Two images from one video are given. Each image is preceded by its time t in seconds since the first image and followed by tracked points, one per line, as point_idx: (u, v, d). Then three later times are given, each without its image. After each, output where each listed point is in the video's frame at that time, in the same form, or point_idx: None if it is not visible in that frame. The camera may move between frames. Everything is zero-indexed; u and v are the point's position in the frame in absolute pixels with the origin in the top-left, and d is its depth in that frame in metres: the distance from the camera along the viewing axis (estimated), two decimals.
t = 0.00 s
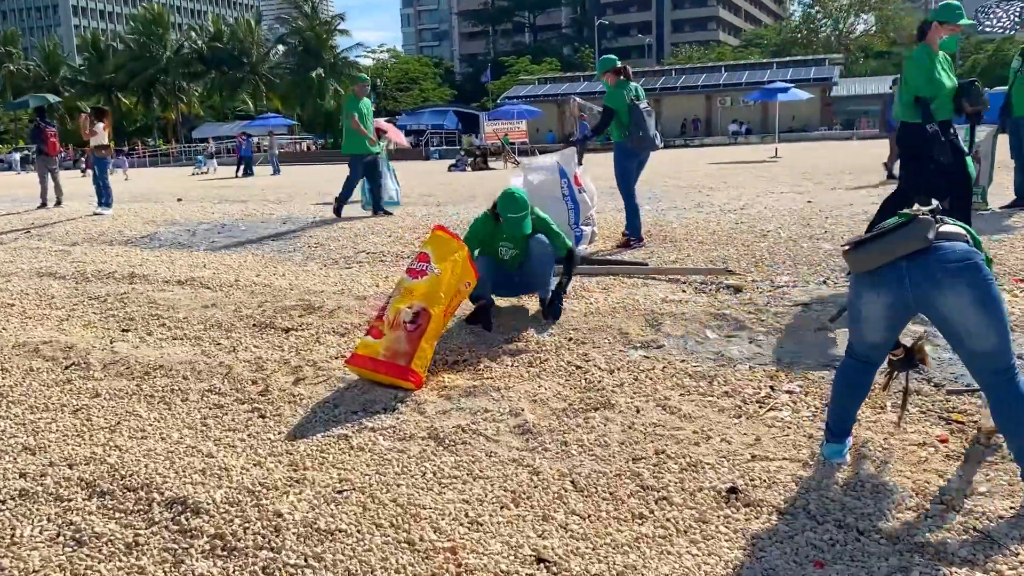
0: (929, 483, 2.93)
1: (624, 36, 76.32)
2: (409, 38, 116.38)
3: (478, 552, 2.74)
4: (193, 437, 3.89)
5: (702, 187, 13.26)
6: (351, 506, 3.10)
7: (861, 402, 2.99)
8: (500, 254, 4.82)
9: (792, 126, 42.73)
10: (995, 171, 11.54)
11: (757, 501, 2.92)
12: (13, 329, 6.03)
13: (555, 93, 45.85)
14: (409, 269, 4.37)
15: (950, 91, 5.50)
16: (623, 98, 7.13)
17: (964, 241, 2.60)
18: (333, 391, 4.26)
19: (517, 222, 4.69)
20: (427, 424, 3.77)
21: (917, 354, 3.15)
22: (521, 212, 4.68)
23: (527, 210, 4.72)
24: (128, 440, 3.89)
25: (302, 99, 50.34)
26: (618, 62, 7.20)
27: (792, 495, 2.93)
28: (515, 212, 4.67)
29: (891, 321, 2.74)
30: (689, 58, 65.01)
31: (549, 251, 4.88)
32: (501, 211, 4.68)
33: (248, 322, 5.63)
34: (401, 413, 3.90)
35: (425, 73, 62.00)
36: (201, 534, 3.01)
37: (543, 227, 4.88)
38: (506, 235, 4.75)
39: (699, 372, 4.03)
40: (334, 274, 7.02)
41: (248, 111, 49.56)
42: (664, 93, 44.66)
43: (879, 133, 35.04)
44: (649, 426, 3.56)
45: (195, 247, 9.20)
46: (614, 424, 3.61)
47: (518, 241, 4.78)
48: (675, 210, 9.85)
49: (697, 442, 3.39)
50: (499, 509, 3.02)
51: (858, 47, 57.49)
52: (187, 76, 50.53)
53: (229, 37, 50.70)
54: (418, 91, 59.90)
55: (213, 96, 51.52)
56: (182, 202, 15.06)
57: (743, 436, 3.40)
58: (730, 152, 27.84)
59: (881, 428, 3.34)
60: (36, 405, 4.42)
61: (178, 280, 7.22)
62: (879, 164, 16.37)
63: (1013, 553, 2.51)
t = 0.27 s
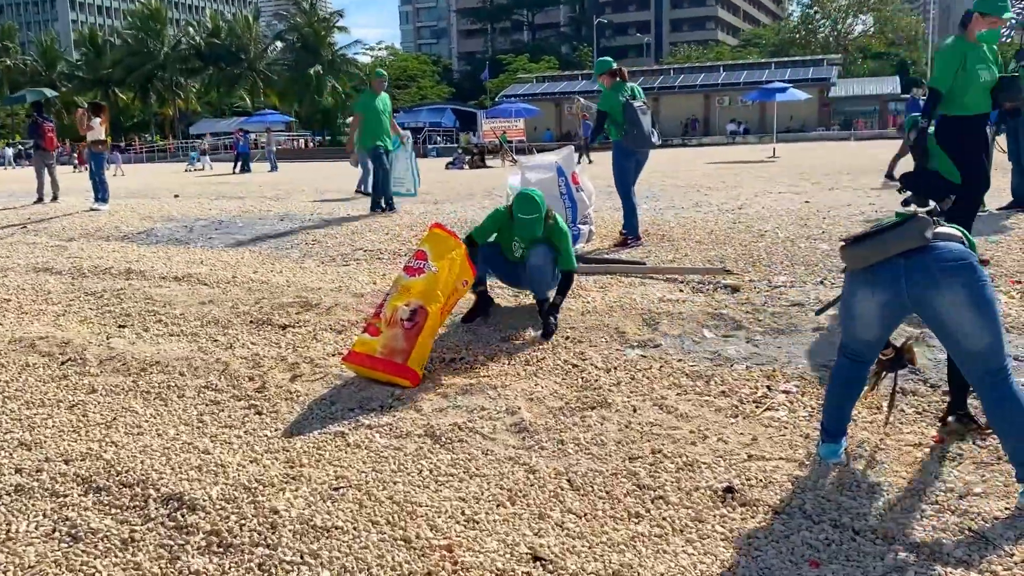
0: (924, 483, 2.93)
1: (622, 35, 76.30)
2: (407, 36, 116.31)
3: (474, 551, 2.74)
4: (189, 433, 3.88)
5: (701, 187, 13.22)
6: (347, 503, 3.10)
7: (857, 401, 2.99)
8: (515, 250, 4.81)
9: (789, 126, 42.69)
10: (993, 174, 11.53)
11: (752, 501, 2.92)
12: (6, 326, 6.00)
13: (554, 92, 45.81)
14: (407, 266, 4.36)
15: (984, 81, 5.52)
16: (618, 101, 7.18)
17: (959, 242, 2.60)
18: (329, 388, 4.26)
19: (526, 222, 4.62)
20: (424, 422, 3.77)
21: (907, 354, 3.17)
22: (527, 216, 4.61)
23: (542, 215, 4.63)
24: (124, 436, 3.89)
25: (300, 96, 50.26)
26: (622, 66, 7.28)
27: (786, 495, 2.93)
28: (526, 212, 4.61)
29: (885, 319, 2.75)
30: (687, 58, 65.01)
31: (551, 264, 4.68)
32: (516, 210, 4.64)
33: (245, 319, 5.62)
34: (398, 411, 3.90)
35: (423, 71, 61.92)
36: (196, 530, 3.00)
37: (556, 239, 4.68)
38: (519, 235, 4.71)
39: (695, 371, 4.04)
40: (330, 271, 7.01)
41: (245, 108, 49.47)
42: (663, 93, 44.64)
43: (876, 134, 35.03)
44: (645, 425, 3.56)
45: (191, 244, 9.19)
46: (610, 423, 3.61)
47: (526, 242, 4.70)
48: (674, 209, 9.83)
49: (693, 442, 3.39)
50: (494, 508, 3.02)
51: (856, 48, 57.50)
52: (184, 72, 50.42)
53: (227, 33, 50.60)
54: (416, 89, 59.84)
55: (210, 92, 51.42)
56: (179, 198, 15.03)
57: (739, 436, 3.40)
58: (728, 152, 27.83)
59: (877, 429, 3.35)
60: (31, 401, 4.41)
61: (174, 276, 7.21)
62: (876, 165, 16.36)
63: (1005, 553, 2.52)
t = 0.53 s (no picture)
0: (918, 483, 2.95)
1: (623, 36, 76.25)
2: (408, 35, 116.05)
3: (469, 549, 2.75)
4: (184, 430, 3.88)
5: (700, 188, 13.25)
6: (344, 500, 3.10)
7: (850, 403, 2.99)
8: (521, 255, 4.77)
9: (789, 127, 42.62)
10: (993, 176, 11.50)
11: (747, 501, 2.93)
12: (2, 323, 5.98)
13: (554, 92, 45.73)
14: (405, 264, 4.37)
15: None
16: (613, 106, 7.18)
17: (955, 242, 2.61)
18: (326, 386, 4.27)
19: (526, 226, 4.57)
20: (421, 420, 3.77)
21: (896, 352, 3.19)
22: (527, 220, 4.56)
23: (543, 215, 4.58)
24: (121, 432, 3.89)
25: (300, 94, 50.23)
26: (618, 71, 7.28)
27: (781, 496, 2.93)
28: (526, 216, 4.56)
29: (881, 319, 2.75)
30: (688, 58, 64.96)
31: (554, 267, 4.63)
32: (516, 214, 4.58)
33: (243, 317, 5.61)
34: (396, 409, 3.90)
35: (424, 70, 61.88)
36: (192, 527, 3.00)
37: (558, 242, 4.63)
38: (525, 240, 4.66)
39: (693, 372, 4.04)
40: (329, 269, 7.01)
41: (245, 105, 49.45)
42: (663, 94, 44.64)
43: (876, 135, 34.98)
44: (642, 425, 3.56)
45: (190, 241, 9.19)
46: (607, 423, 3.61)
47: (530, 245, 4.66)
48: (671, 210, 9.86)
49: (687, 443, 3.40)
50: (490, 506, 3.02)
51: (857, 50, 57.49)
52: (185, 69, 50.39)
53: (227, 31, 50.59)
54: (416, 88, 59.79)
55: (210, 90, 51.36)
56: (179, 196, 15.02)
57: (736, 436, 3.40)
58: (728, 152, 27.81)
59: (871, 429, 3.37)
60: (29, 396, 4.41)
61: (173, 273, 7.21)
62: (875, 166, 16.34)
63: (1000, 554, 2.52)
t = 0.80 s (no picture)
0: (914, 486, 2.96)
1: (624, 37, 76.23)
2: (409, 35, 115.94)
3: (467, 548, 2.75)
4: (182, 428, 3.89)
5: (700, 191, 13.26)
6: (341, 500, 3.11)
7: (847, 405, 3.01)
8: (521, 257, 4.76)
9: (789, 131, 42.63)
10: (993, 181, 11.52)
11: (744, 502, 2.93)
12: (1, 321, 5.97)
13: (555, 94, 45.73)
14: (404, 265, 4.38)
15: None
16: (610, 108, 7.25)
17: (954, 244, 2.61)
18: (325, 385, 4.28)
19: (523, 230, 4.53)
20: (419, 420, 3.78)
21: (892, 355, 3.21)
22: (521, 222, 4.52)
23: (538, 218, 4.54)
24: (119, 431, 3.89)
25: (301, 94, 50.22)
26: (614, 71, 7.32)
27: (778, 497, 2.94)
28: (523, 220, 4.52)
29: (878, 320, 2.75)
30: (689, 61, 64.98)
31: (555, 267, 4.67)
32: (511, 219, 4.54)
33: (242, 316, 5.61)
34: (394, 409, 3.91)
35: (425, 71, 61.86)
36: (190, 525, 3.01)
37: (556, 241, 4.64)
38: (523, 243, 4.63)
39: (691, 374, 4.06)
40: (328, 270, 7.01)
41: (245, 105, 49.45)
42: (663, 96, 44.64)
43: (876, 139, 34.98)
44: (640, 426, 3.57)
45: (189, 240, 9.18)
46: (604, 424, 3.62)
47: (529, 247, 4.64)
48: (672, 213, 9.87)
49: (685, 444, 3.41)
50: (487, 506, 3.03)
51: (857, 54, 57.52)
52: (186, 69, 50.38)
53: (228, 31, 50.60)
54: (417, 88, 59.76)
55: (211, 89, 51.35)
56: (179, 195, 15.01)
57: (734, 438, 3.41)
58: (729, 155, 27.78)
59: (869, 432, 3.38)
60: (27, 395, 4.41)
61: (172, 272, 7.21)
62: (876, 170, 16.34)
63: (997, 557, 2.53)
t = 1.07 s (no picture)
0: (911, 490, 2.96)
1: (624, 41, 76.29)
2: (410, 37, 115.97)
3: (465, 551, 2.75)
4: (181, 429, 3.89)
5: (699, 194, 13.27)
6: (340, 501, 3.11)
7: (846, 409, 3.00)
8: (520, 260, 4.75)
9: (789, 135, 42.64)
10: (993, 186, 11.52)
11: (742, 505, 2.94)
12: None
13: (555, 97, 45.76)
14: (404, 267, 4.38)
15: None
16: (604, 111, 7.25)
17: (953, 246, 2.62)
18: (324, 387, 4.28)
19: (522, 232, 4.54)
20: (417, 423, 3.77)
21: (887, 358, 3.22)
22: (519, 226, 4.54)
23: (537, 220, 4.55)
24: (119, 431, 3.89)
25: (301, 95, 50.23)
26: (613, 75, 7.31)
27: (775, 501, 2.94)
28: (522, 222, 4.53)
29: (879, 322, 2.75)
30: (690, 65, 65.01)
31: (553, 270, 4.64)
32: (510, 221, 4.55)
33: (241, 317, 5.62)
34: (392, 411, 3.91)
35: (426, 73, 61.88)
36: (189, 526, 3.01)
37: (554, 244, 4.64)
38: (522, 246, 4.64)
39: (690, 377, 4.06)
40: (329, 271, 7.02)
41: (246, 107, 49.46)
42: (663, 99, 44.66)
43: (876, 144, 34.99)
44: (639, 429, 3.57)
45: (189, 241, 9.18)
46: (603, 427, 3.62)
47: (528, 249, 4.64)
48: (671, 216, 9.89)
49: (683, 447, 3.41)
50: (485, 508, 3.03)
51: (858, 58, 57.55)
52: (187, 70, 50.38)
53: (230, 32, 50.62)
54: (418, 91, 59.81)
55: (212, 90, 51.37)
56: (179, 196, 15.02)
57: (732, 441, 3.42)
58: (728, 159, 27.78)
59: (868, 436, 3.38)
60: (27, 395, 4.41)
61: (173, 273, 7.21)
62: (875, 174, 16.35)
63: (993, 562, 2.53)
